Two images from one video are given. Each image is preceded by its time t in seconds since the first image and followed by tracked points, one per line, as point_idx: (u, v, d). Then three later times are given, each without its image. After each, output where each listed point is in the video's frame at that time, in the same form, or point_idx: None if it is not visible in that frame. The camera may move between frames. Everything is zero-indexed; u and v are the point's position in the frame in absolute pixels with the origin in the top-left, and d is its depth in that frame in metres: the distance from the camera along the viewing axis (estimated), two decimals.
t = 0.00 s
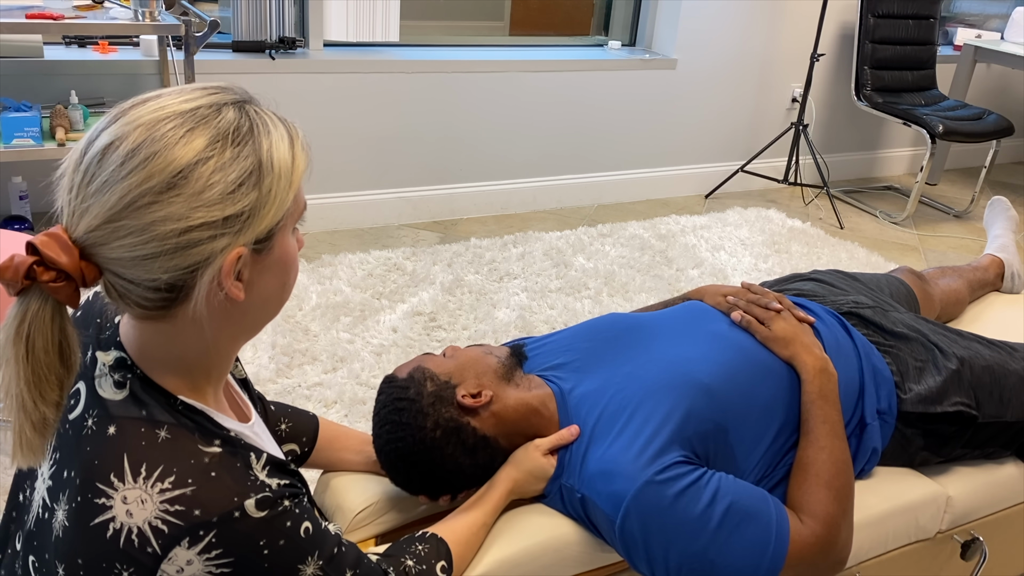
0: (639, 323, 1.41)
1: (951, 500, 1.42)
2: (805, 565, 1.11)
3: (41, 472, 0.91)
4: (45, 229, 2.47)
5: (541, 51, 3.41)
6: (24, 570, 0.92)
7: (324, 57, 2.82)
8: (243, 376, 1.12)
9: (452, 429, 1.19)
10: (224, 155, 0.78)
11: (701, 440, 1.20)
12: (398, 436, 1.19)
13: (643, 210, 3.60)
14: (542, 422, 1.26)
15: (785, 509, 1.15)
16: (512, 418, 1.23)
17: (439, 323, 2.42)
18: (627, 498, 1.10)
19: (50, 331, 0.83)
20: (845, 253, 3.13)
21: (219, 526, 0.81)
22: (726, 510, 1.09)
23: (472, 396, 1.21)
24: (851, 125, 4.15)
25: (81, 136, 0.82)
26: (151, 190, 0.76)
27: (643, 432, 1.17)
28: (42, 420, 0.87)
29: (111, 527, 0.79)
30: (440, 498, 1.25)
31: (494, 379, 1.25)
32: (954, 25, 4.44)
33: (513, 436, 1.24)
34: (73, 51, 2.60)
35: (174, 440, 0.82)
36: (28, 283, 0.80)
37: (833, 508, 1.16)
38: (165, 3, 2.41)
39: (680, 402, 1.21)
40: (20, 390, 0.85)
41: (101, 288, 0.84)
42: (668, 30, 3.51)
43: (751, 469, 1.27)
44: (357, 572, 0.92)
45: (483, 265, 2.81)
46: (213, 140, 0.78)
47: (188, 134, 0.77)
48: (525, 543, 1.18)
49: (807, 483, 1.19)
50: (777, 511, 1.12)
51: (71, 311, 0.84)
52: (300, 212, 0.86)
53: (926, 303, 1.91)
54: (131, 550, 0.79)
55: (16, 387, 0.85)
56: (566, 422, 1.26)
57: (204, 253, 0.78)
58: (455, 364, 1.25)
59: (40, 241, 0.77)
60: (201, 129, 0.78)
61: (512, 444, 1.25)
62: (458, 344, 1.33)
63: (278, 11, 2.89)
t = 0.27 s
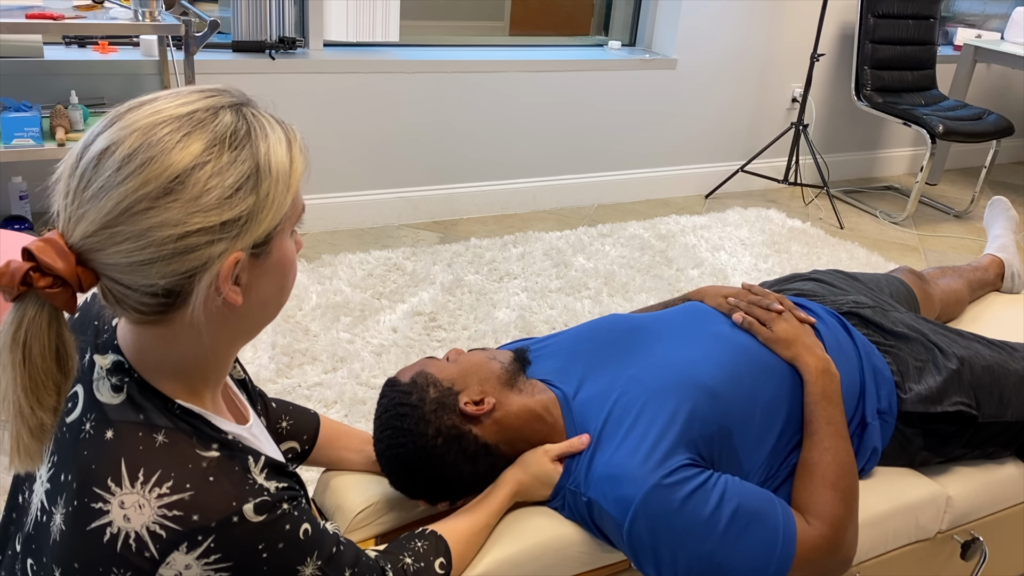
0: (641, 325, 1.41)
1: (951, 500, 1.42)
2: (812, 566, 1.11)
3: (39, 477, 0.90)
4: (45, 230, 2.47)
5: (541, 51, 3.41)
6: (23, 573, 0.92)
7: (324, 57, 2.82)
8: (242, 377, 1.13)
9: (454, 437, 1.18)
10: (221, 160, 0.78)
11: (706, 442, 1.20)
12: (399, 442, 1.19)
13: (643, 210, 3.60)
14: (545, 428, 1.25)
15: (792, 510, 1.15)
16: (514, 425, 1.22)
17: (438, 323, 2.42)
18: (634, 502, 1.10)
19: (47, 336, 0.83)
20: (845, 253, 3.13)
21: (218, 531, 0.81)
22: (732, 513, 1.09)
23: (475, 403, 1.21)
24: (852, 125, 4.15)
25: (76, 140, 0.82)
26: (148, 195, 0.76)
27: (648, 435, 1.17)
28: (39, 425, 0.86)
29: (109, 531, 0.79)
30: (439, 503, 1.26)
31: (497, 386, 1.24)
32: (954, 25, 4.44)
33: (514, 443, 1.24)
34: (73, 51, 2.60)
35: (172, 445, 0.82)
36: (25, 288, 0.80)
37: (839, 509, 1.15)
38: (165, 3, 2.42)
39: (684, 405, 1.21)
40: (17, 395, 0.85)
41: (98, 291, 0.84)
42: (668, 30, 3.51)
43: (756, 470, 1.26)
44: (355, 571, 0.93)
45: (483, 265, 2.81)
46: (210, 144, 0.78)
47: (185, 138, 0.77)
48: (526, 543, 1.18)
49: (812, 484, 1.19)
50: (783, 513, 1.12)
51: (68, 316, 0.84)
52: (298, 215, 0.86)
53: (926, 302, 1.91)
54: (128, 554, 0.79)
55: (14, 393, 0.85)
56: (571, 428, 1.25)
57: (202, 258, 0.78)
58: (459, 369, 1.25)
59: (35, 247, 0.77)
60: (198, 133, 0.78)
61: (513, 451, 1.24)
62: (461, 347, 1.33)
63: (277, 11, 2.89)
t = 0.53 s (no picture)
0: (640, 327, 1.41)
1: (951, 500, 1.42)
2: (817, 567, 1.11)
3: (37, 478, 0.90)
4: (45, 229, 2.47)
5: (541, 51, 3.41)
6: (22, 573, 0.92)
7: (324, 57, 2.82)
8: (242, 376, 1.13)
9: (453, 438, 1.18)
10: (219, 160, 0.78)
11: (709, 445, 1.20)
12: (398, 441, 1.19)
13: (643, 210, 3.60)
14: (547, 432, 1.25)
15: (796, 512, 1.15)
16: (515, 428, 1.22)
17: (438, 323, 2.42)
18: (639, 507, 1.10)
19: (45, 339, 0.83)
20: (845, 253, 3.13)
21: (216, 535, 0.81)
22: (736, 516, 1.09)
23: (476, 406, 1.21)
24: (852, 125, 4.15)
25: (74, 141, 0.82)
26: (146, 196, 0.76)
27: (652, 439, 1.17)
28: (37, 428, 0.86)
29: (106, 534, 0.79)
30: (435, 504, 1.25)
31: (499, 389, 1.24)
32: (954, 25, 4.44)
33: (514, 447, 1.23)
34: (73, 51, 2.60)
35: (169, 447, 0.82)
36: (21, 291, 0.80)
37: (843, 511, 1.16)
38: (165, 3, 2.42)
39: (686, 408, 1.21)
40: (14, 397, 0.84)
41: (96, 292, 0.84)
42: (668, 30, 3.51)
43: (758, 471, 1.26)
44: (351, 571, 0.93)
45: (483, 265, 2.81)
46: (208, 144, 0.78)
47: (183, 138, 0.77)
48: (526, 542, 1.18)
49: (816, 485, 1.19)
50: (787, 515, 1.12)
51: (65, 317, 0.84)
52: (296, 215, 0.86)
53: (926, 303, 1.91)
54: (126, 557, 0.79)
55: (12, 396, 0.85)
56: (574, 432, 1.25)
57: (200, 259, 0.78)
58: (462, 371, 1.25)
59: (33, 249, 0.77)
60: (196, 133, 0.78)
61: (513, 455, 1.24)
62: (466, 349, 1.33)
63: (277, 11, 2.89)
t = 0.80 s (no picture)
0: (641, 329, 1.41)
1: (951, 500, 1.42)
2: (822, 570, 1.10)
3: (38, 475, 0.91)
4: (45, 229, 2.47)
5: (541, 51, 3.41)
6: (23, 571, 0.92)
7: (324, 57, 2.82)
8: (241, 373, 1.13)
9: (451, 432, 1.18)
10: (220, 159, 0.78)
11: (713, 448, 1.20)
12: (396, 429, 1.19)
13: (643, 210, 3.60)
14: (546, 434, 1.25)
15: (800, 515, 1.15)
16: (515, 427, 1.22)
17: (438, 323, 2.42)
18: (644, 510, 1.10)
19: (45, 337, 0.83)
20: (845, 253, 3.13)
21: (215, 533, 0.81)
22: (741, 518, 1.09)
23: (477, 402, 1.21)
24: (852, 125, 4.15)
25: (74, 140, 0.82)
26: (147, 196, 0.76)
27: (656, 442, 1.17)
28: (38, 425, 0.86)
29: (107, 532, 0.79)
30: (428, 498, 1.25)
31: (503, 390, 1.24)
32: (954, 25, 4.44)
33: (512, 447, 1.24)
34: (72, 51, 2.60)
35: (170, 445, 0.82)
36: (22, 290, 0.80)
37: (846, 512, 1.16)
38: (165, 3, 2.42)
39: (689, 409, 1.21)
40: (14, 396, 0.85)
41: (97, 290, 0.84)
42: (668, 30, 3.51)
43: (760, 474, 1.26)
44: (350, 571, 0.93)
45: (483, 265, 2.81)
46: (209, 144, 0.78)
47: (184, 138, 0.77)
48: (526, 543, 1.18)
49: (818, 487, 1.19)
50: (791, 518, 1.12)
51: (66, 316, 0.84)
52: (296, 215, 0.86)
53: (926, 303, 1.91)
54: (127, 555, 0.79)
55: (12, 394, 0.85)
56: (575, 435, 1.25)
57: (201, 258, 0.78)
58: (467, 368, 1.25)
59: (33, 248, 0.77)
60: (197, 132, 0.78)
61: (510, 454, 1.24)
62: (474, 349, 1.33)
63: (277, 11, 2.89)
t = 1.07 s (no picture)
0: (639, 327, 1.41)
1: (951, 500, 1.42)
2: (810, 570, 1.10)
3: (38, 463, 0.90)
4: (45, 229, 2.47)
5: (541, 51, 3.41)
6: (24, 561, 0.92)
7: (324, 57, 2.82)
8: (239, 365, 1.12)
9: (445, 416, 1.18)
10: (205, 140, 0.78)
11: (705, 447, 1.20)
12: (391, 416, 1.19)
13: (643, 210, 3.60)
14: (539, 423, 1.25)
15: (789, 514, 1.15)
16: (509, 415, 1.22)
17: (438, 323, 2.42)
18: (630, 507, 1.10)
19: (43, 323, 0.83)
20: (845, 253, 3.13)
21: (215, 506, 0.80)
22: (730, 518, 1.09)
23: (471, 387, 1.21)
24: (851, 124, 4.15)
25: (61, 128, 0.82)
26: (135, 178, 0.76)
27: (647, 439, 1.17)
28: (41, 412, 0.86)
29: (112, 509, 0.80)
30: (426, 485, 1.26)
31: (495, 377, 1.24)
32: (954, 25, 4.44)
33: (504, 436, 1.23)
34: (73, 51, 2.60)
35: (169, 421, 0.82)
36: (18, 278, 0.80)
37: (837, 513, 1.15)
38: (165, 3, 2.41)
39: (684, 408, 1.21)
40: (16, 384, 0.85)
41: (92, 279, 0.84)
42: (668, 30, 3.51)
43: (754, 473, 1.26)
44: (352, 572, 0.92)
45: (483, 265, 2.81)
46: (193, 125, 0.78)
47: (168, 119, 0.77)
48: (524, 543, 1.18)
49: (809, 487, 1.19)
50: (779, 514, 1.12)
51: (62, 302, 0.84)
52: (284, 193, 0.86)
53: (926, 303, 1.91)
54: (131, 532, 0.79)
55: (13, 382, 0.85)
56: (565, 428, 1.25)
57: (191, 239, 0.78)
58: (458, 356, 1.25)
59: (25, 236, 0.77)
60: (180, 114, 0.78)
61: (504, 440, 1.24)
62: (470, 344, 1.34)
63: (278, 11, 2.89)
